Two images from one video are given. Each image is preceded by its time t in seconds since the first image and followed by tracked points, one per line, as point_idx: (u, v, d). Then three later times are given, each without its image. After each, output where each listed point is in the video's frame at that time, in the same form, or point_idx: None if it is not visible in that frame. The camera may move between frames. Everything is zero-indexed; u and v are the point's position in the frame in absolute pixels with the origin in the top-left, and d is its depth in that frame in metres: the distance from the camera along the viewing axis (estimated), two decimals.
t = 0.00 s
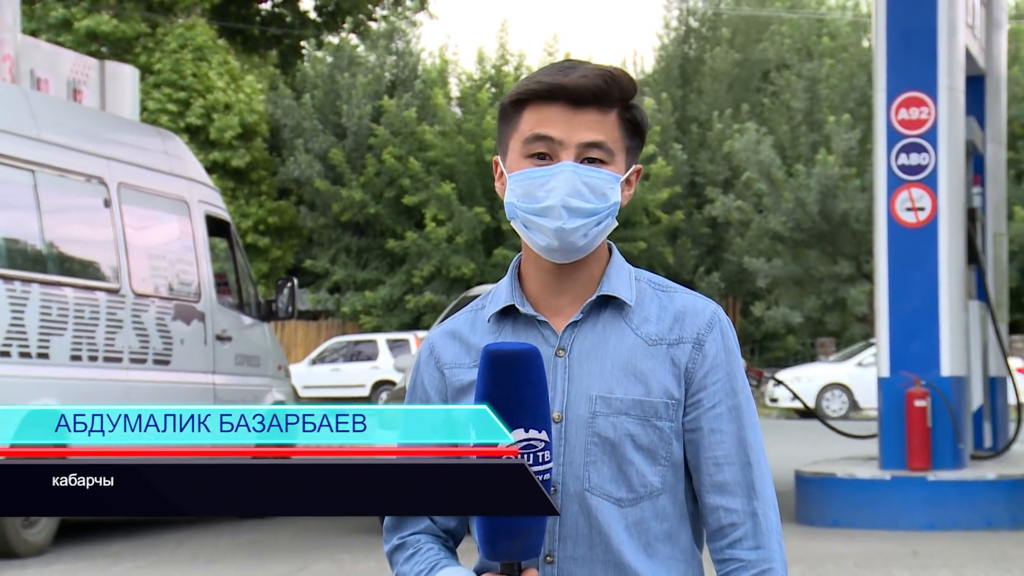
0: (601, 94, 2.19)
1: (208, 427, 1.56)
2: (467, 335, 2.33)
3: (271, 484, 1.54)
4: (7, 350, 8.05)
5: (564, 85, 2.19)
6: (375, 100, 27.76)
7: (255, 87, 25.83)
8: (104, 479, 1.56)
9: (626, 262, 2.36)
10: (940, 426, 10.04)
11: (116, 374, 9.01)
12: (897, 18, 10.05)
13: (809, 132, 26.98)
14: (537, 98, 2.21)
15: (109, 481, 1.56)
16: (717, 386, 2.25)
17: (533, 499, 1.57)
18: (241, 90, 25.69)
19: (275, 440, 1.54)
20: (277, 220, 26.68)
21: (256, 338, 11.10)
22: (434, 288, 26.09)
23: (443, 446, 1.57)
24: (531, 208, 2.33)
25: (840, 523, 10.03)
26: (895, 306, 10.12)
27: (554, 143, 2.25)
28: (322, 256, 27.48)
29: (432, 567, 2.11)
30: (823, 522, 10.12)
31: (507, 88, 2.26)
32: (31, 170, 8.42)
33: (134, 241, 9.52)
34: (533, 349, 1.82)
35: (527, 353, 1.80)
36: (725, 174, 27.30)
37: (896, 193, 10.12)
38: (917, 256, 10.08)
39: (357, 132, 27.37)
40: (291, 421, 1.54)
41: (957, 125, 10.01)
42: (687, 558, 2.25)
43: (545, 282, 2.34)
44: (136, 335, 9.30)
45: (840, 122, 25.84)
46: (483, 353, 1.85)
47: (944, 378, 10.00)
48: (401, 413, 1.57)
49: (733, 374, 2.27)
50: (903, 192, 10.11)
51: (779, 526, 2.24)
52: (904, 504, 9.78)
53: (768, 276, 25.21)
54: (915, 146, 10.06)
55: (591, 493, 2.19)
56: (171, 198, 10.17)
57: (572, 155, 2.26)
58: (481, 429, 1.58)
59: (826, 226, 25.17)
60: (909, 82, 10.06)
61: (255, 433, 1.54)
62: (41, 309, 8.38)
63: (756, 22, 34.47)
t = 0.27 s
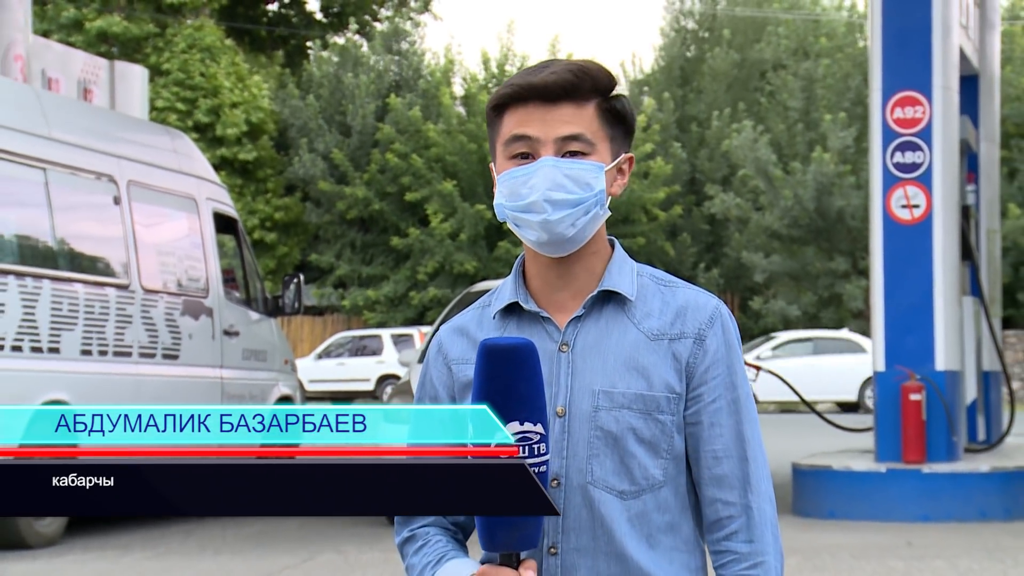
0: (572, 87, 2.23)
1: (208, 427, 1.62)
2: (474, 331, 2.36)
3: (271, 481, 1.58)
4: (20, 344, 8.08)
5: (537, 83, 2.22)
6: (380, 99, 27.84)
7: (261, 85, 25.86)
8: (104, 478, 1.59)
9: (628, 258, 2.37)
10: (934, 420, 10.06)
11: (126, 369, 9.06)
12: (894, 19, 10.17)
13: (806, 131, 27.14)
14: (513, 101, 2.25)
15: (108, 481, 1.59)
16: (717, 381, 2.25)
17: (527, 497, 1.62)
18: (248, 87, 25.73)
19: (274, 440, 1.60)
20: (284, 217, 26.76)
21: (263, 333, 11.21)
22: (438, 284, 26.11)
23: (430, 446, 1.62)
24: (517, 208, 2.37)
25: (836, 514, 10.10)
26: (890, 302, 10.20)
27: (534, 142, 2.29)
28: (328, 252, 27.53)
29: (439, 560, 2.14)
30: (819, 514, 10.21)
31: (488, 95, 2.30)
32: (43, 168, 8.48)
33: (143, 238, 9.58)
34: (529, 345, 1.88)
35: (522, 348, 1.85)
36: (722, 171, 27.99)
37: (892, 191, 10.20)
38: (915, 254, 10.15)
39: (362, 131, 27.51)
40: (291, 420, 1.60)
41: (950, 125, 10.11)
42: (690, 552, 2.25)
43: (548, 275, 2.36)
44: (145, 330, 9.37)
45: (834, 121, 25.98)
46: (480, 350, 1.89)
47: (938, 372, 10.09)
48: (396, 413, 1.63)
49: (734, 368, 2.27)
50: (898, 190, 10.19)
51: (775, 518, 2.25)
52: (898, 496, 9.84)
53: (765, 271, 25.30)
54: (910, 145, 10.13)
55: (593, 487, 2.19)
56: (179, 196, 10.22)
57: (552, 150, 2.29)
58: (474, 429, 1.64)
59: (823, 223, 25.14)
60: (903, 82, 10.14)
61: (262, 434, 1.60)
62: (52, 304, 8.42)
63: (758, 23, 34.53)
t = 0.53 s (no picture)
0: (522, 90, 2.27)
1: (208, 427, 1.65)
2: (486, 327, 2.39)
3: (273, 480, 1.61)
4: (33, 339, 8.19)
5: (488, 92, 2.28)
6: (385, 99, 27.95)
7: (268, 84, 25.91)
8: (104, 478, 1.63)
9: (632, 252, 2.38)
10: (928, 412, 10.20)
11: (136, 363, 9.11)
12: (889, 20, 10.22)
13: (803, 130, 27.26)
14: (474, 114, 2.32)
15: (109, 481, 1.63)
16: (719, 374, 2.26)
17: (525, 497, 1.65)
18: (255, 87, 25.73)
19: (273, 439, 1.63)
20: (291, 214, 26.77)
21: (271, 328, 11.22)
22: (443, 280, 26.14)
23: (426, 448, 1.64)
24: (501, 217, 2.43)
25: (833, 505, 10.26)
26: (886, 297, 10.33)
27: (501, 149, 2.33)
28: (333, 248, 27.60)
29: (449, 549, 2.18)
30: (816, 505, 10.36)
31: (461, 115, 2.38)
32: (54, 167, 8.58)
33: (154, 235, 9.64)
34: (532, 342, 1.91)
35: (526, 344, 1.90)
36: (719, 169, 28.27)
37: (886, 189, 10.28)
38: (909, 248, 10.26)
39: (367, 130, 27.58)
40: (290, 420, 1.64)
41: (945, 124, 10.17)
42: (694, 543, 2.26)
43: (548, 272, 2.38)
44: (156, 324, 9.42)
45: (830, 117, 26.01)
46: (483, 345, 1.93)
47: (933, 366, 10.21)
48: (390, 413, 1.65)
49: (737, 361, 2.27)
50: (893, 187, 10.27)
51: (776, 508, 2.25)
52: (894, 487, 9.99)
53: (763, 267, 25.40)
54: (904, 143, 10.21)
55: (597, 479, 2.21)
56: (188, 194, 10.27)
57: (516, 152, 2.31)
58: (470, 428, 1.66)
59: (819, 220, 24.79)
60: (897, 81, 10.21)
61: (267, 433, 1.64)
62: (64, 300, 8.52)
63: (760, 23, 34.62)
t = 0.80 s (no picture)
0: (540, 95, 2.30)
1: (208, 427, 1.67)
2: (489, 324, 2.44)
3: (274, 480, 1.63)
4: (46, 333, 8.31)
5: (503, 98, 2.30)
6: (391, 99, 28.04)
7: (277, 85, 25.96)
8: (105, 478, 1.65)
9: (631, 248, 2.44)
10: (924, 406, 10.26)
11: (148, 358, 9.21)
12: (886, 19, 10.33)
13: (801, 129, 27.31)
14: (487, 116, 2.34)
15: (109, 481, 1.65)
16: (717, 365, 2.30)
17: (530, 497, 1.67)
18: (264, 88, 25.81)
19: (273, 439, 1.65)
20: (299, 212, 26.84)
21: (280, 323, 11.27)
22: (448, 278, 26.24)
23: (436, 447, 1.66)
24: (506, 214, 2.48)
25: (830, 496, 10.35)
26: (883, 291, 10.41)
27: (513, 152, 2.37)
28: (340, 244, 27.72)
29: (460, 544, 2.21)
30: (813, 496, 10.46)
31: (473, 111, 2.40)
32: (66, 164, 8.68)
33: (166, 232, 9.68)
34: (526, 338, 1.97)
35: (519, 341, 1.94)
36: (718, 167, 28.35)
37: (884, 185, 10.39)
38: (906, 244, 10.35)
39: (374, 130, 27.76)
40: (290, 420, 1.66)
41: (940, 122, 10.27)
42: (697, 532, 2.30)
43: (548, 269, 2.44)
44: (166, 319, 9.49)
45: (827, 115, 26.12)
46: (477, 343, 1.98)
47: (929, 360, 10.27)
48: (391, 413, 1.67)
49: (733, 352, 2.31)
50: (890, 185, 10.38)
51: (775, 496, 2.30)
52: (891, 479, 10.08)
53: (762, 264, 25.49)
54: (901, 141, 10.33)
55: (600, 473, 2.26)
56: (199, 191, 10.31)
57: (529, 155, 2.36)
58: (474, 428, 1.68)
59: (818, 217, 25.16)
60: (893, 81, 10.32)
61: (271, 434, 1.65)
62: (77, 295, 8.60)
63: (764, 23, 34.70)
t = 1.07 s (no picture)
0: (565, 91, 2.33)
1: (208, 427, 1.74)
2: (493, 321, 2.48)
3: (272, 482, 1.69)
4: (60, 329, 8.35)
5: (527, 90, 2.33)
6: (397, 101, 28.06)
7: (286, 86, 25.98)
8: (104, 478, 1.71)
9: (633, 246, 2.48)
10: (920, 400, 10.43)
11: (159, 353, 9.23)
12: (883, 21, 10.51)
13: (799, 129, 27.34)
14: (511, 106, 2.37)
15: (109, 481, 1.71)
16: (718, 359, 2.34)
17: (530, 497, 1.73)
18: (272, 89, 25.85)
19: (271, 440, 1.71)
20: (308, 211, 26.91)
21: (289, 319, 11.35)
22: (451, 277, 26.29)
23: (442, 446, 1.72)
24: (520, 206, 2.52)
25: (828, 490, 10.45)
26: (880, 288, 10.58)
27: (533, 144, 2.41)
28: (347, 243, 27.77)
29: (466, 538, 2.24)
30: (812, 489, 10.55)
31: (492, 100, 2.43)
32: (80, 164, 8.77)
33: (177, 230, 9.72)
34: (535, 332, 2.01)
35: (530, 336, 1.99)
36: (718, 167, 28.43)
37: (880, 184, 10.55)
38: (902, 241, 10.51)
39: (380, 130, 27.75)
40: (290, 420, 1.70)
41: (936, 122, 10.43)
42: (701, 524, 2.34)
43: (554, 267, 2.47)
44: (177, 315, 9.54)
45: (825, 115, 26.16)
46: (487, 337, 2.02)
47: (925, 356, 10.45)
48: (393, 413, 1.73)
49: (734, 347, 2.36)
50: (887, 184, 10.54)
51: (776, 487, 2.35)
52: (887, 472, 10.20)
53: (761, 260, 25.52)
54: (897, 141, 10.48)
55: (605, 466, 2.30)
56: (209, 189, 10.38)
57: (551, 150, 2.40)
58: (478, 429, 1.74)
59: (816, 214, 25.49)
60: (890, 81, 10.49)
61: (273, 434, 1.71)
62: (90, 292, 8.62)
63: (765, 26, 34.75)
